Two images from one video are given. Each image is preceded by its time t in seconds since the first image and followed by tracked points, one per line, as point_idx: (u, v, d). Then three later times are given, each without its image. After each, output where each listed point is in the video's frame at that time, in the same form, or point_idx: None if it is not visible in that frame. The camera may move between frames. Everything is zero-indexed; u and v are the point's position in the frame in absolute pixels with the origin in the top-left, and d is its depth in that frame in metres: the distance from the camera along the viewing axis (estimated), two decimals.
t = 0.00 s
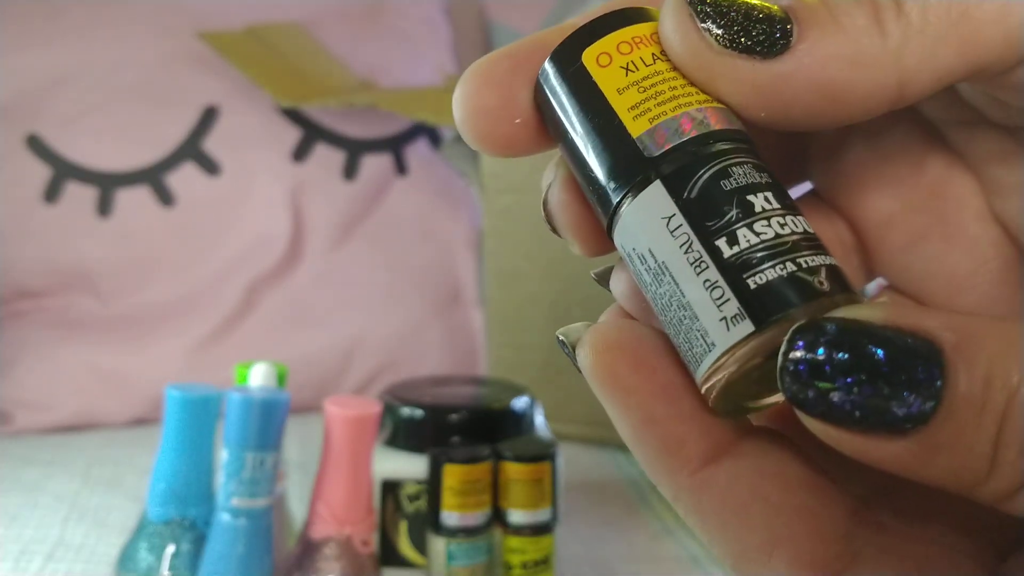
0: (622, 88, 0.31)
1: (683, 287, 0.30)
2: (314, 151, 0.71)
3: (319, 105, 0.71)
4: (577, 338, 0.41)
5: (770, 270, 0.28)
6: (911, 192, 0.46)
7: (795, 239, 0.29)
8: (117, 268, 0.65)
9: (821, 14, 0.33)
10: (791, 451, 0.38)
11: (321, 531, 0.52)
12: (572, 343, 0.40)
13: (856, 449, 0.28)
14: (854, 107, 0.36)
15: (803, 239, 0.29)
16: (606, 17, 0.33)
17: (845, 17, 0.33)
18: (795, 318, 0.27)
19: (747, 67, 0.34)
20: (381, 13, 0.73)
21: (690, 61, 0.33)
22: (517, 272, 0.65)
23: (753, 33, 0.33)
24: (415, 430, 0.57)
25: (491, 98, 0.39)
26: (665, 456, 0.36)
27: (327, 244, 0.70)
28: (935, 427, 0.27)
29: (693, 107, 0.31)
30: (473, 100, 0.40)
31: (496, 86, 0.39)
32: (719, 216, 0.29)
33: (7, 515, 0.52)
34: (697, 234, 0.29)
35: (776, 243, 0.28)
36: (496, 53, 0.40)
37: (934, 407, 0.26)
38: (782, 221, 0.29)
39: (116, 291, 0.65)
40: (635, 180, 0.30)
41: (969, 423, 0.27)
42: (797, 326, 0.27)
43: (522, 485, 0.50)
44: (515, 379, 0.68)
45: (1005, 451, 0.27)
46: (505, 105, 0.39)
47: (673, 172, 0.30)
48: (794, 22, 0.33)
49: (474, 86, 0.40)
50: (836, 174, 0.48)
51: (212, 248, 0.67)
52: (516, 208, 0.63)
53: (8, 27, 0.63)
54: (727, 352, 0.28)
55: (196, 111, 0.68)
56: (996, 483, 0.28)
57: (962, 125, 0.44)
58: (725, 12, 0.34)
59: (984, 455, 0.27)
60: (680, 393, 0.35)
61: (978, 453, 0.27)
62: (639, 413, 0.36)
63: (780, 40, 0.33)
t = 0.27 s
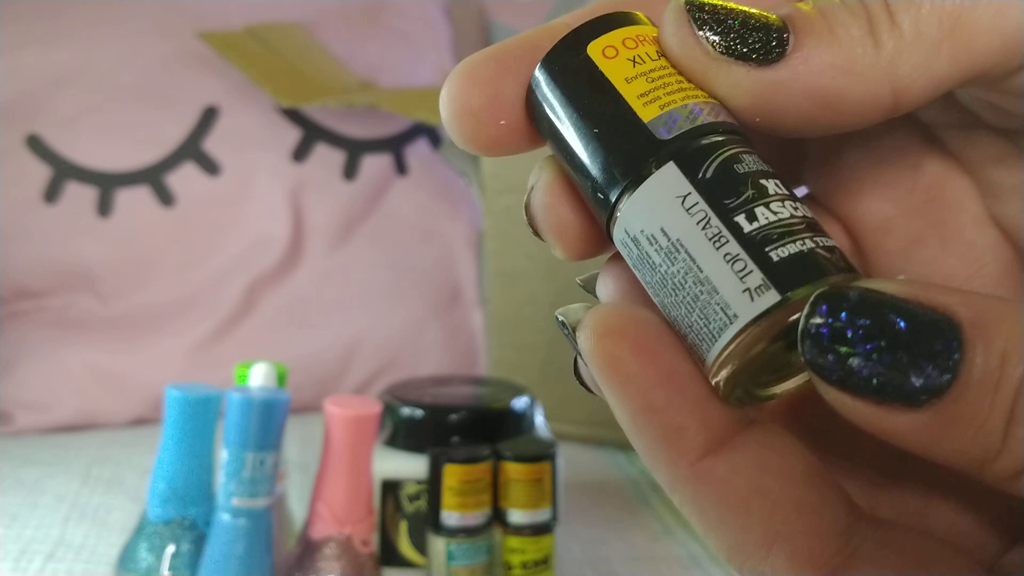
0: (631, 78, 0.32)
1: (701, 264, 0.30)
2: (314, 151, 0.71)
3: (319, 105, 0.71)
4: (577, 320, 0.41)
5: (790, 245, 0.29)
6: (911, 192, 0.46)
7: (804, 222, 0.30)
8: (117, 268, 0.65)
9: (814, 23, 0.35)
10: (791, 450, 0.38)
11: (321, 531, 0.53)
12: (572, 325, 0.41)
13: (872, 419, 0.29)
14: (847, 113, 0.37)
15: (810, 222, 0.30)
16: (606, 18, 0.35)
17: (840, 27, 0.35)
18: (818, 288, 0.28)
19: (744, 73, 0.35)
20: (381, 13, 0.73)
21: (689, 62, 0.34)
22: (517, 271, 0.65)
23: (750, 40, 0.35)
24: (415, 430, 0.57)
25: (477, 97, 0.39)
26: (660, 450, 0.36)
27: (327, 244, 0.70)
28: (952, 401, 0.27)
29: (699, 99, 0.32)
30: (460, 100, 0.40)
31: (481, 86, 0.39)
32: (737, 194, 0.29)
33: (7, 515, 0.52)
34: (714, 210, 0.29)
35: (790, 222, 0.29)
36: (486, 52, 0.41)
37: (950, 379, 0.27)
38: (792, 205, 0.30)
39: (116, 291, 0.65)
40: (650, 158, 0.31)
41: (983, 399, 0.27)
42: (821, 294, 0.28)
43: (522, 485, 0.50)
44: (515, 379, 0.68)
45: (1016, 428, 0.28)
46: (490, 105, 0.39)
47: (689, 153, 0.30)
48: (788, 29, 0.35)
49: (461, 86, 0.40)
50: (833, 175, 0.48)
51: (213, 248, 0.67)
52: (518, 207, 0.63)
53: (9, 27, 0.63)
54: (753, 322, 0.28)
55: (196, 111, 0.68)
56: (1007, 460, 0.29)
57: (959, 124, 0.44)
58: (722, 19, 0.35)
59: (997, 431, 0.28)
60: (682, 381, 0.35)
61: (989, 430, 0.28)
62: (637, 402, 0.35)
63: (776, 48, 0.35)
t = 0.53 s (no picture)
0: (634, 75, 0.32)
1: (704, 267, 0.30)
2: (314, 150, 0.71)
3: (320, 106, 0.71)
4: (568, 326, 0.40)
5: (795, 251, 0.29)
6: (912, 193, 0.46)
7: (806, 227, 0.30)
8: (117, 268, 0.65)
9: (818, 23, 0.35)
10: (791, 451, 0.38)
11: (321, 531, 0.52)
12: (564, 330, 0.40)
13: (873, 432, 0.30)
14: (849, 114, 0.38)
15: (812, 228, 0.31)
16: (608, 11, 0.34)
17: (843, 28, 0.35)
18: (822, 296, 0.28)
19: (745, 75, 0.35)
20: (381, 13, 0.74)
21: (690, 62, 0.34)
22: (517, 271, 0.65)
23: (752, 41, 0.35)
24: (415, 430, 0.57)
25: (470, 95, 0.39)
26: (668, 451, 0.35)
27: (327, 244, 0.70)
28: (955, 412, 0.28)
29: (702, 99, 0.33)
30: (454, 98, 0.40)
31: (474, 84, 0.39)
32: (743, 198, 0.30)
33: (7, 515, 0.52)
34: (719, 214, 0.30)
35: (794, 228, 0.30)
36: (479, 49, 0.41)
37: (952, 391, 0.28)
38: (796, 210, 0.31)
39: (115, 291, 0.65)
40: (653, 159, 0.30)
41: (984, 410, 0.28)
42: (824, 303, 0.28)
43: (522, 485, 0.50)
44: (515, 379, 0.68)
45: (1016, 438, 0.29)
46: (484, 101, 0.39)
47: (693, 154, 0.30)
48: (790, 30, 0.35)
49: (456, 83, 0.40)
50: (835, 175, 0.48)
51: (213, 248, 0.67)
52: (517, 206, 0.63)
53: (9, 27, 0.63)
54: (756, 329, 0.29)
55: (195, 111, 0.68)
56: (1004, 472, 0.30)
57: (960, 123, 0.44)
58: (725, 17, 0.35)
59: (996, 442, 0.29)
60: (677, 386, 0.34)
61: (991, 440, 0.29)
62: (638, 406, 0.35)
63: (779, 48, 0.35)
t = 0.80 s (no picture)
0: (630, 79, 0.32)
1: (695, 280, 0.30)
2: (313, 149, 0.70)
3: (319, 105, 0.71)
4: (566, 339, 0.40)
5: (788, 265, 0.29)
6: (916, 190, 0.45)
7: (802, 237, 0.30)
8: (115, 268, 0.65)
9: (822, 17, 0.35)
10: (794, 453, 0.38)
11: (320, 532, 0.52)
12: (561, 344, 0.40)
13: (870, 447, 0.30)
14: (854, 108, 0.38)
15: (809, 237, 0.31)
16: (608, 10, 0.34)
17: (848, 24, 0.35)
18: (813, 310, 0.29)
19: (744, 71, 0.35)
20: (381, 13, 0.76)
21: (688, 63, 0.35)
22: (517, 271, 0.65)
23: (752, 37, 0.35)
24: (415, 431, 0.57)
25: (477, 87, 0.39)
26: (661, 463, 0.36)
27: (327, 243, 0.70)
28: (950, 426, 0.28)
29: (699, 103, 0.33)
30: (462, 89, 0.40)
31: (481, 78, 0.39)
32: (736, 209, 0.30)
33: (4, 516, 0.52)
34: (711, 226, 0.30)
35: (789, 239, 0.30)
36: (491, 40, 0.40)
37: (948, 404, 0.28)
38: (791, 220, 0.31)
39: (114, 291, 0.65)
40: (645, 170, 0.31)
41: (981, 423, 0.28)
42: (813, 318, 0.28)
43: (522, 485, 0.50)
44: (515, 380, 0.68)
45: (1015, 449, 0.28)
46: (491, 96, 0.39)
47: (685, 167, 0.30)
48: (791, 25, 0.35)
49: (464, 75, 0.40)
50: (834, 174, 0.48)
51: (212, 247, 0.67)
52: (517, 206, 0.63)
53: (6, 26, 0.63)
54: (745, 344, 0.29)
55: (194, 110, 0.67)
56: (1004, 482, 0.30)
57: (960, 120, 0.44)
58: (724, 16, 0.35)
59: (994, 454, 0.29)
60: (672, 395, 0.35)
61: (989, 452, 0.29)
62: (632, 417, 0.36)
63: (780, 43, 0.35)
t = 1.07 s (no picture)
0: (596, 111, 0.32)
1: (670, 308, 0.30)
2: (313, 149, 0.70)
3: (320, 105, 0.71)
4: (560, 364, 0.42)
5: (760, 288, 0.29)
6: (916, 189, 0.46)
7: (778, 257, 0.30)
8: (115, 267, 0.65)
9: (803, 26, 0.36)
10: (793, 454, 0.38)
11: (320, 532, 0.52)
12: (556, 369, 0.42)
13: (850, 473, 0.29)
14: (853, 116, 0.38)
15: (785, 257, 0.30)
16: (576, 40, 0.34)
17: (830, 26, 0.36)
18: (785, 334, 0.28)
19: (731, 86, 0.37)
20: (381, 13, 0.75)
21: (661, 86, 0.34)
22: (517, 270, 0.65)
23: (737, 52, 0.37)
24: (414, 432, 0.57)
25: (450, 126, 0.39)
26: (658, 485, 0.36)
27: (327, 243, 0.70)
28: (932, 450, 0.28)
29: (667, 128, 0.32)
30: (435, 133, 0.40)
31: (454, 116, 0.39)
32: (706, 233, 0.30)
33: (5, 516, 0.52)
34: (681, 254, 0.30)
35: (763, 260, 0.30)
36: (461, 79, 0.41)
37: (929, 427, 0.27)
38: (764, 239, 0.30)
39: (115, 291, 0.65)
40: (615, 201, 0.31)
41: (965, 447, 0.28)
42: (789, 343, 0.28)
43: (522, 485, 0.50)
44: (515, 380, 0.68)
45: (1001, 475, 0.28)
46: (463, 135, 0.39)
47: (654, 195, 0.31)
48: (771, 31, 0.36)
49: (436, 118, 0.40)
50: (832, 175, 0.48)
51: (212, 247, 0.67)
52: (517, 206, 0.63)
53: (7, 26, 0.63)
54: (720, 371, 0.29)
55: (194, 110, 0.67)
56: (991, 508, 0.29)
57: (958, 122, 0.45)
58: (706, 40, 0.37)
59: (980, 479, 0.28)
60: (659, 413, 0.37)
61: (975, 476, 0.28)
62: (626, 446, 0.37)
63: (764, 52, 0.36)
